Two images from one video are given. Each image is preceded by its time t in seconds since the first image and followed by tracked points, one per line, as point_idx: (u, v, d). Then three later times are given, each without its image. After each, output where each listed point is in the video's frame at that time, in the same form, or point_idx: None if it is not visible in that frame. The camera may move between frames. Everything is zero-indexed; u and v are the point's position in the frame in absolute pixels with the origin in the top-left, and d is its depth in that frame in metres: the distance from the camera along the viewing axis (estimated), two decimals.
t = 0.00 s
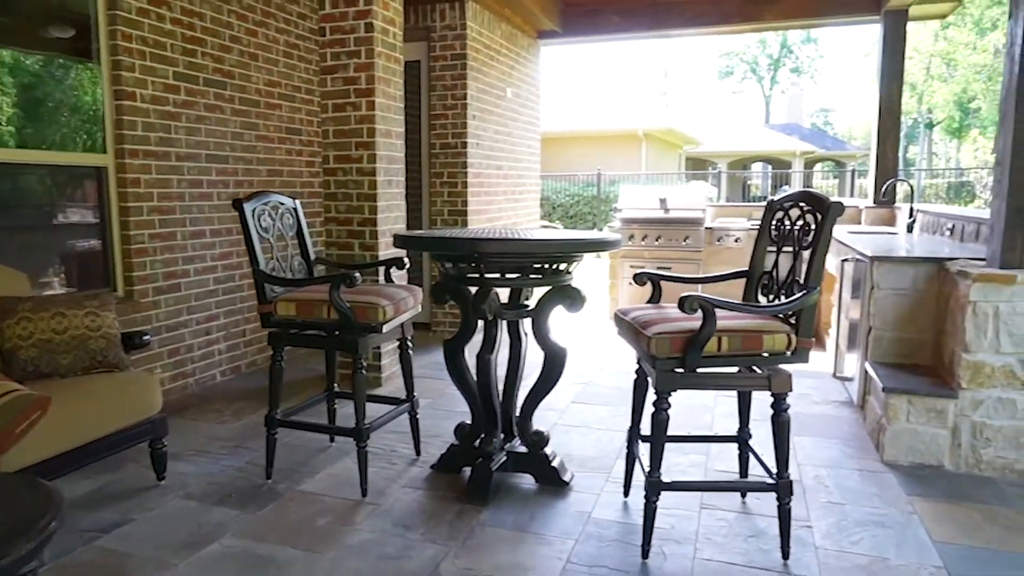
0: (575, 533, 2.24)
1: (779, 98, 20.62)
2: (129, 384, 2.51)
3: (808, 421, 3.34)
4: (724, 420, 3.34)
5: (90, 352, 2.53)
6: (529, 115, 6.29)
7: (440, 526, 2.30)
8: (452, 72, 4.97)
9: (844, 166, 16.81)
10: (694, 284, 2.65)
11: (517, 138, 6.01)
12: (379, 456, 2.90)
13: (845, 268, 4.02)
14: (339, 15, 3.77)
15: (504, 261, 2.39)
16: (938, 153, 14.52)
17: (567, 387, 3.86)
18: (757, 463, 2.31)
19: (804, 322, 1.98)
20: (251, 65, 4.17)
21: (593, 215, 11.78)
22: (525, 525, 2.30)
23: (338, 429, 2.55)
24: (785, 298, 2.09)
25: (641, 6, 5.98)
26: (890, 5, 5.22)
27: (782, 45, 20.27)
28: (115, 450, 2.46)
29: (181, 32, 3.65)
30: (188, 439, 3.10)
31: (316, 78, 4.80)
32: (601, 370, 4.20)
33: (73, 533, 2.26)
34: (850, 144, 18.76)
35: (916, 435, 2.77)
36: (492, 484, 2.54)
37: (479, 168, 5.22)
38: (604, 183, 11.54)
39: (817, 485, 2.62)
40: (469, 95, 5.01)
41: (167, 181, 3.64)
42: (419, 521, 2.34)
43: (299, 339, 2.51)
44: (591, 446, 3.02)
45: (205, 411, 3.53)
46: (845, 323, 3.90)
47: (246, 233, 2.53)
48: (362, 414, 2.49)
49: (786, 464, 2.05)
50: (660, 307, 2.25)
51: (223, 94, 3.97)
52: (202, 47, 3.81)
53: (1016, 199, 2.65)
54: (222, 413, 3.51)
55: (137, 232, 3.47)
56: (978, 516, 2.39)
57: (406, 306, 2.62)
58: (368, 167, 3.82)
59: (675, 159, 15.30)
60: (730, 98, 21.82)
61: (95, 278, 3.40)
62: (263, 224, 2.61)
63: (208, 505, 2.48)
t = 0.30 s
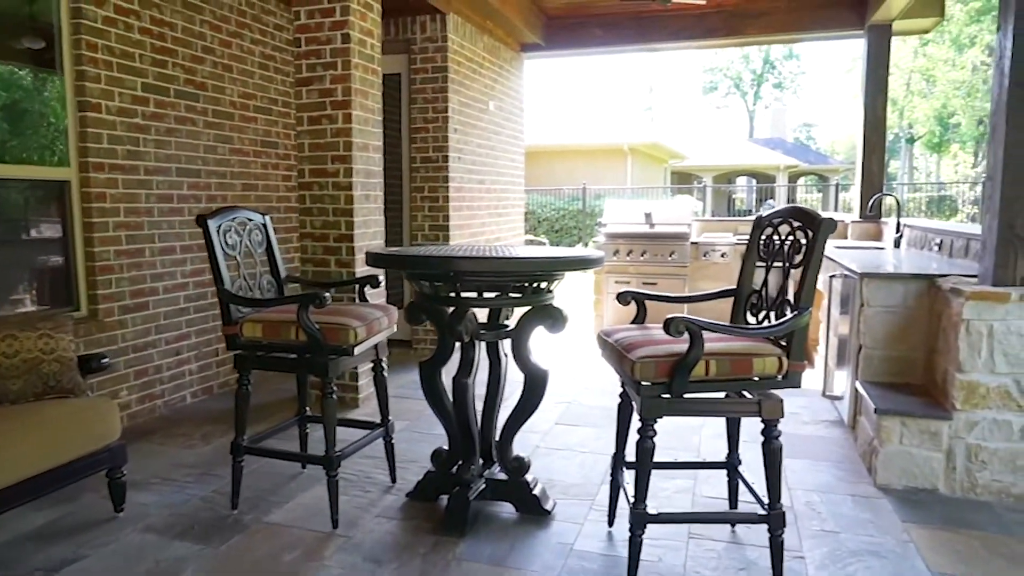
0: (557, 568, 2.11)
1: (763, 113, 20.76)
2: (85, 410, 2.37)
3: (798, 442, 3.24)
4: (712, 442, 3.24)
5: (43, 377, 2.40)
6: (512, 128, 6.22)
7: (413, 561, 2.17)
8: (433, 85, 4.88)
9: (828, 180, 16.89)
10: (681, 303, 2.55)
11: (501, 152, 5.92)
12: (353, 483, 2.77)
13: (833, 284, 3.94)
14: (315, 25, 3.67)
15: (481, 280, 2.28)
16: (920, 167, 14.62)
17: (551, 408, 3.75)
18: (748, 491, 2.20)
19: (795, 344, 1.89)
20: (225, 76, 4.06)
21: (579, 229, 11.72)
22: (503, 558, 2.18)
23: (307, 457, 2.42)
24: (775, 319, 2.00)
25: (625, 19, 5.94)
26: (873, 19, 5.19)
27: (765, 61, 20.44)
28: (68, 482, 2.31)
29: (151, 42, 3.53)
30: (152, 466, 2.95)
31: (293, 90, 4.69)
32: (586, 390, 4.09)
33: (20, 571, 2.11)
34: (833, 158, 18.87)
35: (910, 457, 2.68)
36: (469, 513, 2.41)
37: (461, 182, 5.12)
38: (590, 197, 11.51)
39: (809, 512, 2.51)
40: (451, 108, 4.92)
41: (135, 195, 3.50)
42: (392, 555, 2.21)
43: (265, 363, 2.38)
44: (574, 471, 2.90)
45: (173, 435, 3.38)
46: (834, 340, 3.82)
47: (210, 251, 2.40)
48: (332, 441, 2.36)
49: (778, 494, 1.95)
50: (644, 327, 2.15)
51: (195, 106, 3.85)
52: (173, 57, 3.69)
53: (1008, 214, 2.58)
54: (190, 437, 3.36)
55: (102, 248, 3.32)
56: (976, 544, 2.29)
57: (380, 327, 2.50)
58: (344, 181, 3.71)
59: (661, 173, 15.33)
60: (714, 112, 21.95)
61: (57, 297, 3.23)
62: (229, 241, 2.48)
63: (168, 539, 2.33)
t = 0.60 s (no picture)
0: None
1: (749, 123, 20.86)
2: (38, 432, 2.24)
3: (786, 457, 3.15)
4: (699, 458, 3.14)
5: None
6: (496, 137, 6.14)
7: None
8: (414, 92, 4.79)
9: (813, 190, 16.95)
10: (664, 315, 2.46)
11: (484, 161, 5.84)
12: (324, 504, 2.65)
13: (820, 294, 3.87)
14: (290, 30, 3.58)
15: (455, 293, 2.17)
16: (904, 177, 14.68)
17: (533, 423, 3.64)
18: (735, 512, 2.10)
19: (783, 360, 1.79)
20: (198, 83, 3.95)
21: (565, 239, 11.67)
22: None
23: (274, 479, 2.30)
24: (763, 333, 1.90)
25: (609, 27, 5.88)
26: (858, 27, 5.16)
27: (750, 72, 20.55)
28: (19, 506, 2.17)
29: (119, 46, 3.41)
30: (114, 487, 2.82)
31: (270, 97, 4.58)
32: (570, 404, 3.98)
33: None
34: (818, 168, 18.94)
35: (901, 474, 2.59)
36: (444, 537, 2.30)
37: (443, 192, 5.03)
38: (576, 207, 11.46)
39: (798, 532, 2.42)
40: (432, 116, 4.83)
41: (101, 205, 3.37)
42: None
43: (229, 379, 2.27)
44: (555, 490, 2.79)
45: (140, 454, 3.25)
46: (821, 352, 3.74)
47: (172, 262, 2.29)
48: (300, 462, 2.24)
49: (767, 517, 1.85)
50: (625, 342, 2.05)
51: (166, 113, 3.74)
52: (143, 62, 3.58)
53: (999, 223, 2.51)
54: (157, 455, 3.23)
55: (65, 259, 3.18)
56: (971, 565, 2.20)
57: (349, 342, 2.39)
58: (320, 190, 3.60)
59: (647, 183, 15.33)
60: (700, 123, 22.03)
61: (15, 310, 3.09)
62: (193, 251, 2.37)
63: (125, 567, 2.20)
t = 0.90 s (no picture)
0: None
1: (733, 130, 20.94)
2: None
3: (767, 470, 3.06)
4: (678, 471, 3.05)
5: None
6: (475, 142, 6.05)
7: None
8: (389, 96, 4.69)
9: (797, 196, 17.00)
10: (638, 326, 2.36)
11: (462, 166, 5.74)
12: (285, 525, 2.52)
13: (802, 302, 3.79)
14: (257, 31, 3.46)
15: (419, 304, 2.07)
16: (886, 184, 14.74)
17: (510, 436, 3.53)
18: (712, 533, 2.00)
19: (760, 376, 1.70)
20: (163, 85, 3.82)
21: (549, 246, 11.61)
22: None
23: (229, 500, 2.18)
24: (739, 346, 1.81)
25: (590, 32, 5.82)
26: (839, 32, 5.11)
27: (734, 78, 20.63)
28: None
29: (77, 47, 3.29)
30: (65, 508, 2.68)
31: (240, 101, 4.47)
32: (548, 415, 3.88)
33: None
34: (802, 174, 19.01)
35: (884, 489, 2.51)
36: (409, 559, 2.19)
37: (419, 197, 4.93)
38: (560, 213, 11.41)
39: (779, 551, 2.33)
40: (407, 121, 4.74)
41: (57, 211, 3.24)
42: None
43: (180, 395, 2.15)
44: (529, 508, 2.68)
45: (96, 471, 3.11)
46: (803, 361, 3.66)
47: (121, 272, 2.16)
48: (255, 482, 2.13)
49: (744, 541, 1.76)
50: (596, 355, 1.95)
51: (128, 115, 3.61)
52: (104, 63, 3.45)
53: (981, 231, 2.45)
54: (115, 473, 3.09)
55: (17, 268, 3.04)
56: None
57: (309, 355, 2.28)
58: (288, 196, 3.49)
59: (632, 189, 15.32)
60: (685, 129, 22.10)
61: None
62: (143, 261, 2.25)
63: None
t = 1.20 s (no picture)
0: None
1: (720, 130, 20.95)
2: None
3: (748, 478, 2.98)
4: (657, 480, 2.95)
5: None
6: (456, 141, 5.95)
7: None
8: (365, 94, 4.59)
9: (784, 196, 17.02)
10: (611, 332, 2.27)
11: (441, 166, 5.63)
12: (244, 540, 2.41)
13: (785, 304, 3.71)
14: (223, 26, 3.35)
15: (379, 310, 1.97)
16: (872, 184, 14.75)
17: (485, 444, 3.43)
18: (687, 550, 1.91)
19: (734, 387, 1.61)
20: (127, 82, 3.69)
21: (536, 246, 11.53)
22: None
23: (180, 516, 2.06)
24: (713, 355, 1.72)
25: (572, 30, 5.73)
26: (823, 30, 5.05)
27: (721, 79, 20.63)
28: None
29: (33, 41, 3.16)
30: (14, 523, 2.56)
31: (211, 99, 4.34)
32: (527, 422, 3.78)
33: None
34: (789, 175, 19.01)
35: (868, 500, 2.43)
36: None
37: (396, 198, 4.82)
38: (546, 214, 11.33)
39: (759, 565, 2.24)
40: (384, 119, 4.64)
41: (12, 212, 3.10)
42: None
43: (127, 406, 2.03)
44: (500, 520, 2.58)
45: (52, 483, 2.98)
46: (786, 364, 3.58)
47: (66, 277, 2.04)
48: (207, 498, 2.01)
49: (718, 560, 1.66)
50: (564, 364, 1.85)
51: (89, 113, 3.48)
52: (63, 58, 3.32)
53: (966, 232, 2.37)
54: (72, 485, 2.96)
55: None
56: None
57: (267, 363, 2.17)
58: (255, 196, 3.38)
59: (619, 190, 15.28)
60: (673, 130, 22.09)
61: None
62: (90, 265, 2.13)
63: None
